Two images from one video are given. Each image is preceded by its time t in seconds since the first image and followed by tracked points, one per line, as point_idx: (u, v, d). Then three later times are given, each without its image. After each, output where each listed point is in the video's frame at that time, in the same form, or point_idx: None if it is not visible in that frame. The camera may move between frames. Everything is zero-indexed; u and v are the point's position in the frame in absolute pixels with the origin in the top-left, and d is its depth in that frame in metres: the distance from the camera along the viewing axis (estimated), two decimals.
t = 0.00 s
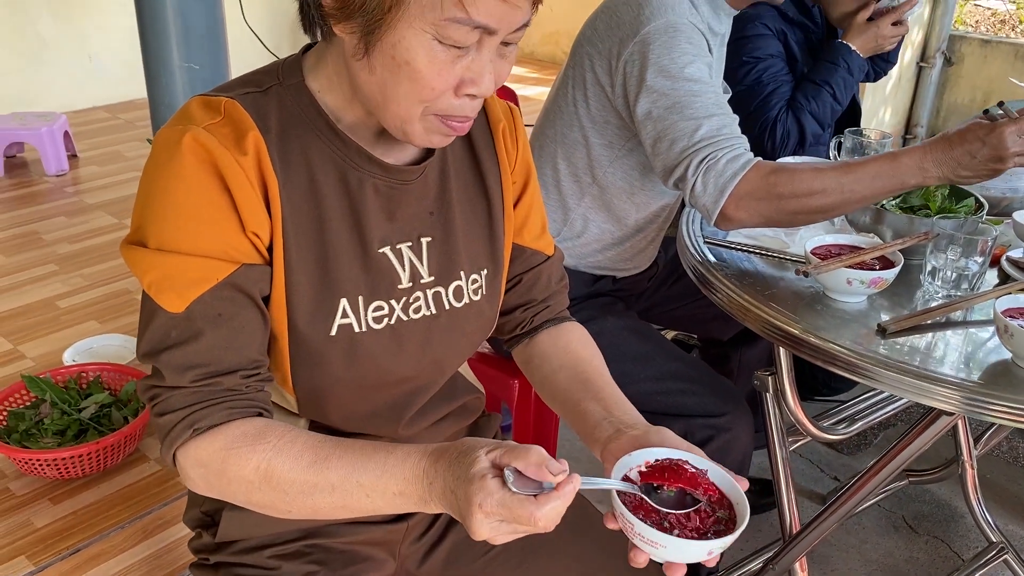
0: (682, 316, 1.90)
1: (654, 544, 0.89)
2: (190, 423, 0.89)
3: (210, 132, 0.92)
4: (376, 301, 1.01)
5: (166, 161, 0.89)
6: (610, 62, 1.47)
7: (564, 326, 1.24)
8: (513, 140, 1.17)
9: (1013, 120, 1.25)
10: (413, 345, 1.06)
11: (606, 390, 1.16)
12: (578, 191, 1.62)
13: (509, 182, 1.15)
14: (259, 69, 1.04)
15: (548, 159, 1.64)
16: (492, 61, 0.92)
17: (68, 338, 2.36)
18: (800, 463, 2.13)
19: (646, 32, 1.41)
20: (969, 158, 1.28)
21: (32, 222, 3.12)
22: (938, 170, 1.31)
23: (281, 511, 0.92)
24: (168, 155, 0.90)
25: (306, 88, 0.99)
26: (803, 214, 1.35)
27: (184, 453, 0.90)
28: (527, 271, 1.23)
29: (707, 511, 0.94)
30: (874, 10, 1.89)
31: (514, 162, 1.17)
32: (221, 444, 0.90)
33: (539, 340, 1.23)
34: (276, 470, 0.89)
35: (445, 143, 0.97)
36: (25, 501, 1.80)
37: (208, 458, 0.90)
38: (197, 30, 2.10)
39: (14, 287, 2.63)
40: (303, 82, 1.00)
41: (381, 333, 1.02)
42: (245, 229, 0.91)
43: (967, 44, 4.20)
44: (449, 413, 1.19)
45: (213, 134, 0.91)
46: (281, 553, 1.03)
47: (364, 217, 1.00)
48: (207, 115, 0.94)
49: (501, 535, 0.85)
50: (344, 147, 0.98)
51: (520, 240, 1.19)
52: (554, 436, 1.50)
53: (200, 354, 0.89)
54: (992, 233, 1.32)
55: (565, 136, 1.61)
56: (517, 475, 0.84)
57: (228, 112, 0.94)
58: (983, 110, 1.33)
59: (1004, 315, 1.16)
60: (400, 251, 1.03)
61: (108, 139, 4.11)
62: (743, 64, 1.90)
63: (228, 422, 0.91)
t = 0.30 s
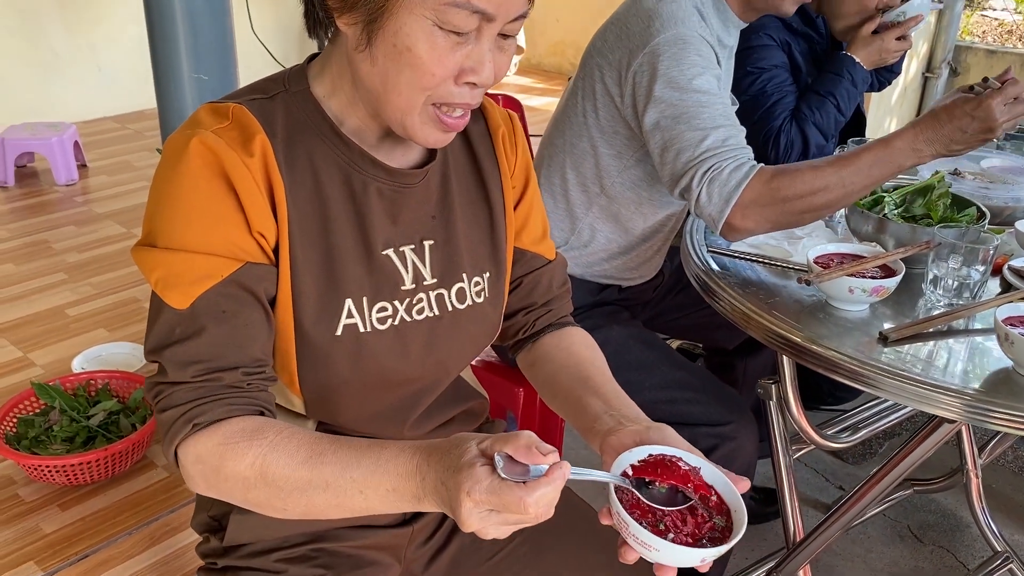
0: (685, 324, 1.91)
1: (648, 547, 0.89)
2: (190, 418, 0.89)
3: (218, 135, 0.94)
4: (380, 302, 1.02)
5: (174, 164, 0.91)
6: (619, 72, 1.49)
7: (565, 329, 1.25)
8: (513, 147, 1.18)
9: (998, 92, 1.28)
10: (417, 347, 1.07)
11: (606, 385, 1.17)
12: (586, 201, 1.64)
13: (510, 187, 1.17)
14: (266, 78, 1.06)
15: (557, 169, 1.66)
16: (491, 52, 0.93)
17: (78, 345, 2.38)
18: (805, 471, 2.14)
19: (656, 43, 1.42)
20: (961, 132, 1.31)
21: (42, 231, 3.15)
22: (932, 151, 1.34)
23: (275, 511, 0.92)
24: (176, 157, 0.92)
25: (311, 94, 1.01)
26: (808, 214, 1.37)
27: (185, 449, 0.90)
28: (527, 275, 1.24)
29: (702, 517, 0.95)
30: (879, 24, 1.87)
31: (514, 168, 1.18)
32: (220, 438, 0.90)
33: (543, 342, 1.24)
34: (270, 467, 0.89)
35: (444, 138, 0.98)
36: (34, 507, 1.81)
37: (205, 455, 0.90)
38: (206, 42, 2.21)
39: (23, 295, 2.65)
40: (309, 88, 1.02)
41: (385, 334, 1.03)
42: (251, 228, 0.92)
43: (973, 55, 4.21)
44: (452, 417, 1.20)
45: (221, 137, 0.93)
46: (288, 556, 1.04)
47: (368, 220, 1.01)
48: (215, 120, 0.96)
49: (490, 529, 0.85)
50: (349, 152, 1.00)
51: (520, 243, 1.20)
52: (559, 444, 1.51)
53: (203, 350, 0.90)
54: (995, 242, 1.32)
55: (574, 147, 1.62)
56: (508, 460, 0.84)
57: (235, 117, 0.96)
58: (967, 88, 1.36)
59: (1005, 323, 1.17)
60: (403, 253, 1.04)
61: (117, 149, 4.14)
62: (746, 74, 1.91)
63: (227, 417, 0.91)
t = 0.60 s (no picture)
0: (687, 334, 1.92)
1: (627, 550, 0.91)
2: (182, 420, 0.90)
3: (219, 144, 0.95)
4: (378, 309, 1.03)
5: (175, 172, 0.93)
6: (623, 86, 1.50)
7: (562, 337, 1.26)
8: (513, 158, 1.19)
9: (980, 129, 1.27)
10: (414, 354, 1.08)
11: (604, 397, 1.18)
12: (589, 212, 1.65)
13: (510, 200, 1.18)
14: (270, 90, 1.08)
15: (562, 179, 1.67)
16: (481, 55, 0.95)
17: (84, 354, 2.39)
18: (807, 482, 2.14)
19: (658, 59, 1.44)
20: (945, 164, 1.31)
21: (50, 241, 3.17)
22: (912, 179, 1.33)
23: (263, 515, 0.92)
24: (178, 165, 0.94)
25: (313, 105, 1.03)
26: (790, 237, 1.37)
27: (175, 450, 0.91)
28: (527, 286, 1.24)
29: (687, 524, 0.96)
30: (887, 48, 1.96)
31: (514, 179, 1.20)
32: (208, 440, 0.90)
33: (543, 353, 1.25)
34: (253, 472, 0.90)
35: (438, 141, 0.99)
36: (39, 515, 1.82)
37: (193, 457, 0.91)
38: (212, 54, 2.24)
39: (30, 305, 2.67)
40: (311, 100, 1.04)
41: (383, 341, 1.04)
42: (249, 234, 0.94)
43: (976, 66, 4.22)
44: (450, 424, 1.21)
45: (222, 146, 0.95)
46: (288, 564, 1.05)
47: (366, 229, 1.03)
48: (218, 130, 0.98)
49: (462, 537, 0.85)
50: (349, 162, 1.01)
51: (520, 254, 1.21)
52: (559, 454, 1.52)
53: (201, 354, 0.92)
54: (992, 254, 1.33)
55: (579, 159, 1.64)
56: (479, 465, 0.84)
57: (238, 126, 0.98)
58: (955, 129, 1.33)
59: (1001, 334, 1.18)
60: (402, 262, 1.05)
61: (125, 160, 4.17)
62: (748, 86, 1.91)
63: (218, 420, 0.91)
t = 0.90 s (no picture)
0: (690, 344, 1.93)
1: (608, 545, 0.92)
2: (185, 421, 0.92)
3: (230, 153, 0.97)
4: (383, 317, 1.04)
5: (186, 178, 0.95)
6: (633, 99, 1.52)
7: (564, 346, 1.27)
8: (517, 168, 1.21)
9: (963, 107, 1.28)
10: (418, 362, 1.09)
11: (606, 412, 1.19)
12: (596, 223, 1.66)
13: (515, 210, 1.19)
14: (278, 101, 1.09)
15: (571, 190, 1.69)
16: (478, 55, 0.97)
17: (91, 363, 2.41)
18: (811, 492, 2.14)
19: (670, 74, 1.45)
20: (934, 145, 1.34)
21: (57, 250, 3.19)
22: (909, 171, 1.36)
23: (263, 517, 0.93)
24: (188, 172, 0.96)
25: (321, 115, 1.05)
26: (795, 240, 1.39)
27: (178, 451, 0.92)
28: (531, 297, 1.25)
29: (675, 528, 0.96)
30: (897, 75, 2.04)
31: (519, 189, 1.21)
32: (209, 443, 0.91)
33: (545, 364, 1.27)
34: (250, 476, 0.90)
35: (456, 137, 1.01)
36: (46, 522, 1.84)
37: (194, 458, 0.92)
38: (220, 64, 2.26)
39: (38, 313, 2.69)
40: (319, 110, 1.05)
41: (387, 349, 1.05)
42: (257, 242, 0.95)
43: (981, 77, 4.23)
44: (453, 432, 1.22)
45: (232, 155, 0.97)
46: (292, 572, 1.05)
47: (371, 238, 1.04)
48: (230, 140, 1.00)
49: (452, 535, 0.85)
50: (356, 173, 1.03)
51: (525, 265, 1.22)
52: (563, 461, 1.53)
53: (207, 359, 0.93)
54: (994, 265, 1.34)
55: (588, 171, 1.65)
56: (465, 462, 0.85)
57: (248, 136, 1.00)
58: (936, 105, 1.33)
59: (1002, 345, 1.19)
60: (406, 272, 1.07)
61: (132, 169, 4.20)
62: (752, 98, 1.93)
63: (220, 423, 0.92)
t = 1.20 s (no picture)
0: (694, 354, 1.93)
1: (598, 521, 0.94)
2: (193, 430, 0.92)
3: (230, 170, 0.99)
4: (387, 329, 1.06)
5: (186, 197, 0.97)
6: (650, 118, 1.52)
7: (568, 354, 1.28)
8: (515, 176, 1.22)
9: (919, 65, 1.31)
10: (423, 372, 1.11)
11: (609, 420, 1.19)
12: (609, 237, 1.68)
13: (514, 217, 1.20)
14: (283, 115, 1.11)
15: (585, 204, 1.70)
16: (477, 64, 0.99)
17: (98, 371, 2.42)
18: (815, 502, 2.15)
19: (687, 94, 1.46)
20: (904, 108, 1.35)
21: (65, 259, 3.21)
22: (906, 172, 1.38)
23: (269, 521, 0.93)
24: (186, 192, 0.97)
25: (321, 130, 1.06)
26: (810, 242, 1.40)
27: (186, 461, 0.93)
28: (532, 301, 1.26)
29: (672, 517, 0.98)
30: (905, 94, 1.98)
31: (517, 197, 1.22)
32: (217, 448, 0.92)
33: (544, 368, 1.27)
34: (258, 478, 0.90)
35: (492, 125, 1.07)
36: (54, 530, 1.85)
37: (201, 467, 0.92)
38: (229, 77, 2.28)
39: (46, 322, 2.71)
40: (318, 125, 1.07)
41: (393, 360, 1.07)
42: (261, 255, 0.97)
43: (985, 88, 4.23)
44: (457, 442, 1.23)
45: (232, 172, 0.98)
46: None
47: (374, 249, 1.05)
48: (229, 159, 1.01)
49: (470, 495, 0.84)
50: (356, 185, 1.04)
51: (524, 270, 1.23)
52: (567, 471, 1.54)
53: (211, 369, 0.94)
54: (997, 276, 1.35)
55: (603, 186, 1.66)
56: (472, 416, 0.84)
57: (248, 154, 1.02)
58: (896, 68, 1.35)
59: (1005, 357, 1.19)
60: (410, 283, 1.08)
61: (140, 178, 4.23)
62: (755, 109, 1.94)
63: (229, 430, 0.93)
